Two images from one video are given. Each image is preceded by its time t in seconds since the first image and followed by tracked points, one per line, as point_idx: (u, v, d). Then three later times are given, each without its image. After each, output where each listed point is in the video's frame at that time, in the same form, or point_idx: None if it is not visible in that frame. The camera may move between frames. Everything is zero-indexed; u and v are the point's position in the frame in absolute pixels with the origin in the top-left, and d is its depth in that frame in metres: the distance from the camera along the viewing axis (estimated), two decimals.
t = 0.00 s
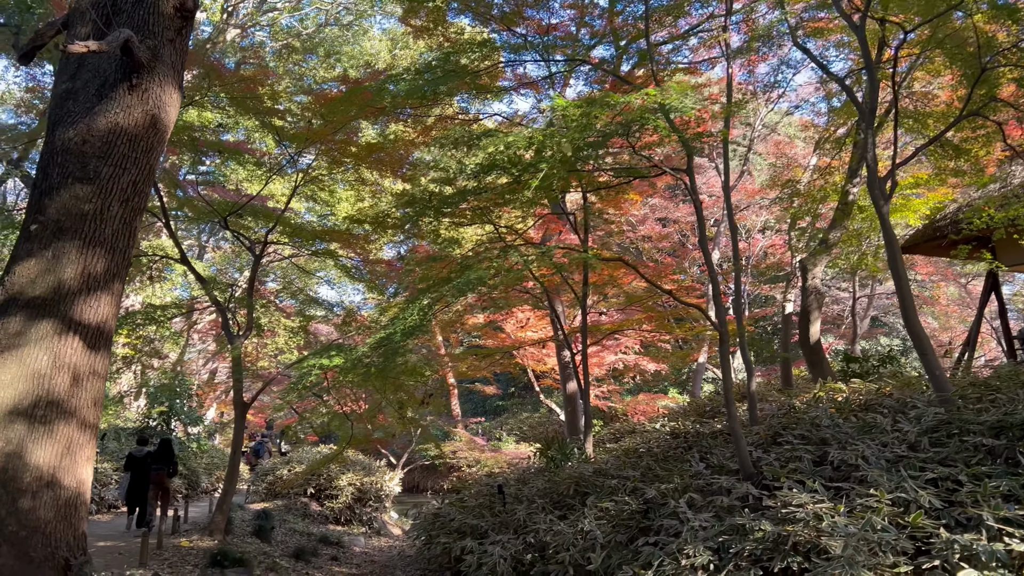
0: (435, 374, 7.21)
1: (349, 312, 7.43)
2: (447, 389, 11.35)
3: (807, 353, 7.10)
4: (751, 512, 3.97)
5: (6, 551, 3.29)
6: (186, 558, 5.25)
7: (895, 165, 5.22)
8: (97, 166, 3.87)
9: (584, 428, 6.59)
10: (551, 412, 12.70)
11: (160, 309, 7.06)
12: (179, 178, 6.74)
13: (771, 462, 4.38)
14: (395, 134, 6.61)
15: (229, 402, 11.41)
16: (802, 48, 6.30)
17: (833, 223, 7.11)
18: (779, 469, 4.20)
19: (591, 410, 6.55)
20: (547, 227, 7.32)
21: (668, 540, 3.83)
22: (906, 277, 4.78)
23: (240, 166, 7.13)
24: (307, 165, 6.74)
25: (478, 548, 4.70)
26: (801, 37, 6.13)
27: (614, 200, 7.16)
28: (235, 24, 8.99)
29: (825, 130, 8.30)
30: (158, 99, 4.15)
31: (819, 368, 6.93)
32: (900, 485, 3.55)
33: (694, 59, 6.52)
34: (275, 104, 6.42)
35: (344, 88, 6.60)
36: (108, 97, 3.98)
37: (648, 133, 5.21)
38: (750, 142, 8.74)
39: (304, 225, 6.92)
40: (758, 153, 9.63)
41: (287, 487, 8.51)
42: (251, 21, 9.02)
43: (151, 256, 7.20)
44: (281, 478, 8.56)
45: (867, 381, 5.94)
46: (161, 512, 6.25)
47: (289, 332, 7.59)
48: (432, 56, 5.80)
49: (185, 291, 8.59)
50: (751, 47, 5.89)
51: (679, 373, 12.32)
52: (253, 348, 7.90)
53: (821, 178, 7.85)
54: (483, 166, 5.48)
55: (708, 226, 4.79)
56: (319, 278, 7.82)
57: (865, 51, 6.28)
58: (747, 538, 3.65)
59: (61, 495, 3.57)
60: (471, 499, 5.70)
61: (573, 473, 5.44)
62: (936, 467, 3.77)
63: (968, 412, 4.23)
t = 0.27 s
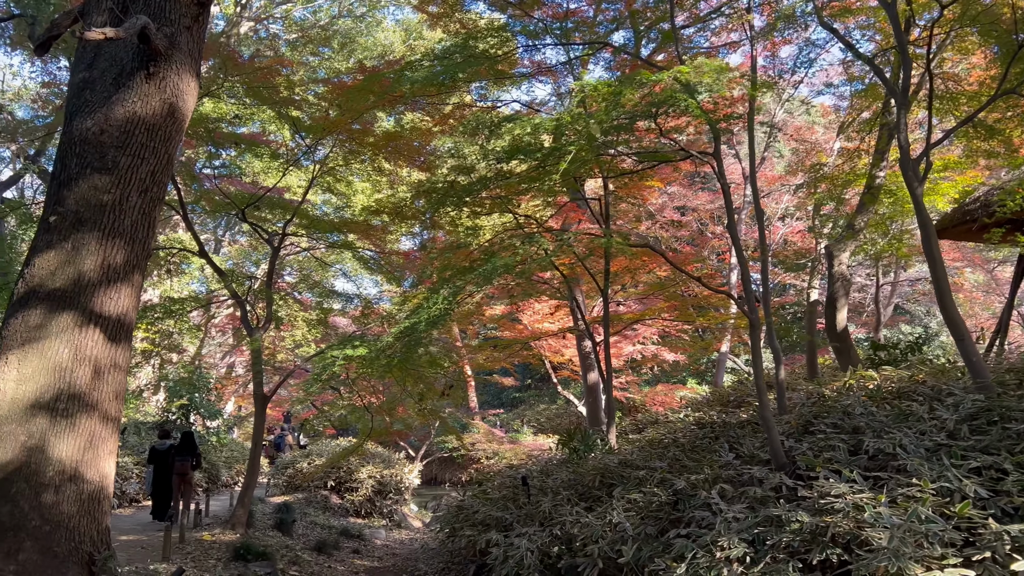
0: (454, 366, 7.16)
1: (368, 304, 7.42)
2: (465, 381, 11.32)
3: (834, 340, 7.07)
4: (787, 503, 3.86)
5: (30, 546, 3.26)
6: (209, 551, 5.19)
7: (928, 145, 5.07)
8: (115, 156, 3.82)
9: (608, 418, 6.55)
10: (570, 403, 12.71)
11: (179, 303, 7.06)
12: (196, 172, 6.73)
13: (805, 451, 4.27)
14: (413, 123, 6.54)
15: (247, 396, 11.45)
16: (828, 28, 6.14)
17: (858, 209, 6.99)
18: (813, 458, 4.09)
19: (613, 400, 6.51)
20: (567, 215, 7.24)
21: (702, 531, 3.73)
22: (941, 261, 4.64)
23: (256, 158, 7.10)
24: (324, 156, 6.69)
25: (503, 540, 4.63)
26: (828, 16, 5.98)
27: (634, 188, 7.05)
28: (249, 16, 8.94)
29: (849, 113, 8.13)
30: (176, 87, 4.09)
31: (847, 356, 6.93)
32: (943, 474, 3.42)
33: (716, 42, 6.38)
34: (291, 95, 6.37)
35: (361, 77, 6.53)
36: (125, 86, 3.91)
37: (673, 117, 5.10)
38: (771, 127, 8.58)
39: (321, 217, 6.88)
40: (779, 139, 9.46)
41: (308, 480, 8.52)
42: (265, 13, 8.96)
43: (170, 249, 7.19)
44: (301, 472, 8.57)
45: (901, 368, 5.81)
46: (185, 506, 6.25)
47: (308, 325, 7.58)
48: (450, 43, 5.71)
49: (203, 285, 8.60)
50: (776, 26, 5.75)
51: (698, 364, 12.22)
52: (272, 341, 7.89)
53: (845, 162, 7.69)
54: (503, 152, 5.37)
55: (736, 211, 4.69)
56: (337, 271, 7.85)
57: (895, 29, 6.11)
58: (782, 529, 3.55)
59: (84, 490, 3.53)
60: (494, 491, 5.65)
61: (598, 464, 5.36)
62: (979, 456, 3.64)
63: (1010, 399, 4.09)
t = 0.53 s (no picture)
0: (470, 359, 7.10)
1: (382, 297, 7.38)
2: (478, 374, 11.28)
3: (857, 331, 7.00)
4: (818, 498, 3.75)
5: (48, 543, 3.22)
6: (227, 546, 5.15)
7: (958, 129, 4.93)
8: (129, 147, 3.75)
9: (627, 411, 6.48)
10: (583, 396, 12.65)
11: (194, 296, 7.04)
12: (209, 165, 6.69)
13: (834, 445, 4.16)
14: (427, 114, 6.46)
15: (261, 390, 11.46)
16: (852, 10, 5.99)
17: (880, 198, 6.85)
18: (842, 452, 3.98)
19: (632, 392, 6.43)
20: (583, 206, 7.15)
21: (730, 527, 3.64)
22: (974, 248, 4.51)
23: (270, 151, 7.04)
24: (338, 148, 6.62)
25: (525, 536, 4.57)
26: None
27: (651, 178, 6.94)
28: (260, 8, 8.87)
29: (870, 100, 7.96)
30: (190, 77, 4.03)
31: (870, 348, 6.90)
32: (982, 469, 3.30)
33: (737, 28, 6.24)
34: (304, 86, 6.30)
35: (374, 67, 6.45)
36: (138, 76, 3.84)
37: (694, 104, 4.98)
38: (790, 115, 8.42)
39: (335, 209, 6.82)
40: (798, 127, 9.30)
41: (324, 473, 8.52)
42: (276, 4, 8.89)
43: (184, 243, 7.16)
44: (316, 465, 8.55)
45: (927, 359, 5.68)
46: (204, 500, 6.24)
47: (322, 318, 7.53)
48: (465, 30, 5.61)
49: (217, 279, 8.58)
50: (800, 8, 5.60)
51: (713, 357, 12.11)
52: (286, 335, 7.87)
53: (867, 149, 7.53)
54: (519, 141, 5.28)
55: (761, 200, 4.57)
56: (353, 264, 7.86)
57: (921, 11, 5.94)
58: (814, 525, 3.45)
59: (101, 485, 3.49)
60: (513, 486, 5.59)
61: (618, 458, 5.28)
62: (1018, 449, 3.51)
63: None
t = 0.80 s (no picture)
0: (482, 350, 7.04)
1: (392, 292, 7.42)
2: (488, 367, 11.24)
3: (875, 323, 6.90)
4: (843, 491, 3.68)
5: (60, 535, 3.18)
6: (240, 538, 5.10)
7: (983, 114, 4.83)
8: (141, 133, 3.69)
9: (642, 403, 6.42)
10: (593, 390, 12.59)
11: (205, 287, 7.00)
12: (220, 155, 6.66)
13: (858, 436, 4.08)
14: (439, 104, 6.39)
15: (271, 383, 11.45)
16: None
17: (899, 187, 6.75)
18: (867, 443, 3.90)
19: (646, 384, 6.36)
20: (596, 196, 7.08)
21: (754, 520, 3.56)
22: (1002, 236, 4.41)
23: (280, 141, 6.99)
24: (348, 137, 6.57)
25: (541, 528, 4.51)
26: None
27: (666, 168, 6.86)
28: None
29: (887, 89, 7.85)
30: (202, 62, 3.95)
31: (886, 342, 6.77)
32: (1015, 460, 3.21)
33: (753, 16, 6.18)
34: (316, 75, 6.24)
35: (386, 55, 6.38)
36: (149, 61, 3.77)
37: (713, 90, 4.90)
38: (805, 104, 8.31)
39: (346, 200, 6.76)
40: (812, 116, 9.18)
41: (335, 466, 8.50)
42: None
43: (194, 234, 7.12)
44: (327, 458, 8.54)
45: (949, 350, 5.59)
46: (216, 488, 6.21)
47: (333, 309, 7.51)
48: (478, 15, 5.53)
49: (227, 271, 8.56)
50: None
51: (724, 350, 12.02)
52: (297, 327, 7.83)
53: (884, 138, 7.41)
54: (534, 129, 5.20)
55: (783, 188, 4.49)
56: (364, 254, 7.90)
57: None
58: (840, 518, 3.37)
59: (114, 477, 3.44)
60: (527, 479, 5.53)
61: (634, 451, 5.22)
62: None
63: None
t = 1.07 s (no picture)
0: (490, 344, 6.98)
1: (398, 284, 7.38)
2: (494, 361, 11.19)
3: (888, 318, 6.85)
4: (866, 488, 3.60)
5: (68, 530, 3.11)
6: (247, 533, 5.03)
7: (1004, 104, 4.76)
8: (149, 121, 3.60)
9: (653, 398, 6.35)
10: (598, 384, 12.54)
11: (211, 279, 6.93)
12: (227, 146, 6.58)
13: (879, 432, 4.00)
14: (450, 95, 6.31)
15: (275, 377, 11.40)
16: None
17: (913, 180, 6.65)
18: (889, 439, 3.83)
19: (657, 379, 6.30)
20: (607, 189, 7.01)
21: (775, 517, 3.49)
22: None
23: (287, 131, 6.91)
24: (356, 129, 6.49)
25: (554, 524, 4.44)
26: None
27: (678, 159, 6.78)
28: None
29: (900, 80, 7.76)
30: (211, 49, 3.86)
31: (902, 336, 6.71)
32: None
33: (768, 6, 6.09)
34: (324, 64, 6.16)
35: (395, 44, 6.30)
36: (158, 47, 3.68)
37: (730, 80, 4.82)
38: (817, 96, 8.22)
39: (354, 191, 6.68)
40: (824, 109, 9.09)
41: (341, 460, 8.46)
42: None
43: (200, 226, 7.04)
44: (333, 451, 8.49)
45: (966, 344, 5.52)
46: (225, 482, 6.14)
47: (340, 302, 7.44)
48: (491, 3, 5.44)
49: (232, 263, 8.48)
50: None
51: (731, 345, 11.95)
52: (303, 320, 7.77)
53: (898, 130, 7.33)
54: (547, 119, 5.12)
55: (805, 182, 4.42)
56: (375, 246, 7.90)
57: None
58: (865, 515, 3.30)
59: (123, 471, 3.37)
60: (538, 474, 5.46)
61: (647, 446, 5.15)
62: None
63: None
